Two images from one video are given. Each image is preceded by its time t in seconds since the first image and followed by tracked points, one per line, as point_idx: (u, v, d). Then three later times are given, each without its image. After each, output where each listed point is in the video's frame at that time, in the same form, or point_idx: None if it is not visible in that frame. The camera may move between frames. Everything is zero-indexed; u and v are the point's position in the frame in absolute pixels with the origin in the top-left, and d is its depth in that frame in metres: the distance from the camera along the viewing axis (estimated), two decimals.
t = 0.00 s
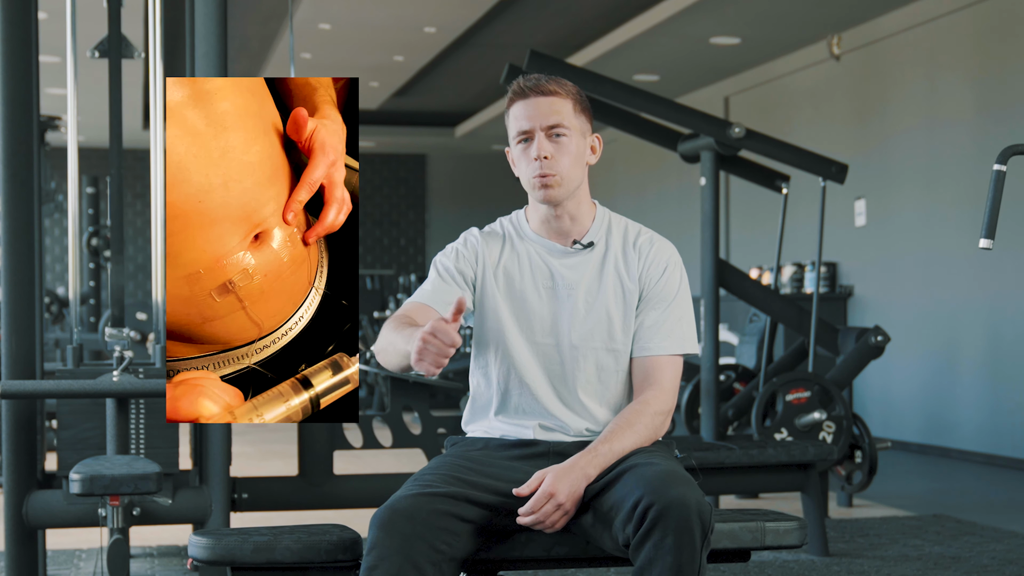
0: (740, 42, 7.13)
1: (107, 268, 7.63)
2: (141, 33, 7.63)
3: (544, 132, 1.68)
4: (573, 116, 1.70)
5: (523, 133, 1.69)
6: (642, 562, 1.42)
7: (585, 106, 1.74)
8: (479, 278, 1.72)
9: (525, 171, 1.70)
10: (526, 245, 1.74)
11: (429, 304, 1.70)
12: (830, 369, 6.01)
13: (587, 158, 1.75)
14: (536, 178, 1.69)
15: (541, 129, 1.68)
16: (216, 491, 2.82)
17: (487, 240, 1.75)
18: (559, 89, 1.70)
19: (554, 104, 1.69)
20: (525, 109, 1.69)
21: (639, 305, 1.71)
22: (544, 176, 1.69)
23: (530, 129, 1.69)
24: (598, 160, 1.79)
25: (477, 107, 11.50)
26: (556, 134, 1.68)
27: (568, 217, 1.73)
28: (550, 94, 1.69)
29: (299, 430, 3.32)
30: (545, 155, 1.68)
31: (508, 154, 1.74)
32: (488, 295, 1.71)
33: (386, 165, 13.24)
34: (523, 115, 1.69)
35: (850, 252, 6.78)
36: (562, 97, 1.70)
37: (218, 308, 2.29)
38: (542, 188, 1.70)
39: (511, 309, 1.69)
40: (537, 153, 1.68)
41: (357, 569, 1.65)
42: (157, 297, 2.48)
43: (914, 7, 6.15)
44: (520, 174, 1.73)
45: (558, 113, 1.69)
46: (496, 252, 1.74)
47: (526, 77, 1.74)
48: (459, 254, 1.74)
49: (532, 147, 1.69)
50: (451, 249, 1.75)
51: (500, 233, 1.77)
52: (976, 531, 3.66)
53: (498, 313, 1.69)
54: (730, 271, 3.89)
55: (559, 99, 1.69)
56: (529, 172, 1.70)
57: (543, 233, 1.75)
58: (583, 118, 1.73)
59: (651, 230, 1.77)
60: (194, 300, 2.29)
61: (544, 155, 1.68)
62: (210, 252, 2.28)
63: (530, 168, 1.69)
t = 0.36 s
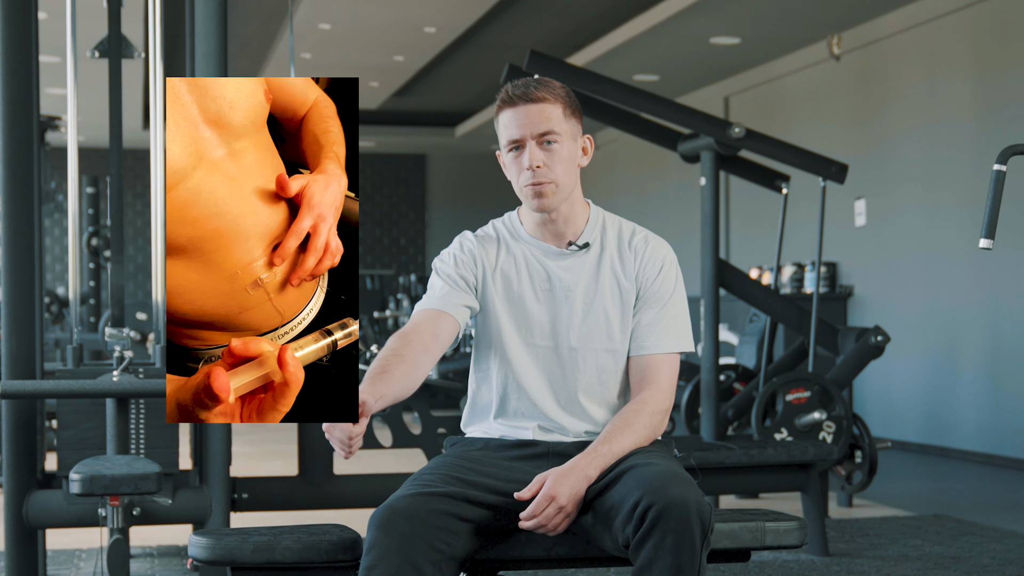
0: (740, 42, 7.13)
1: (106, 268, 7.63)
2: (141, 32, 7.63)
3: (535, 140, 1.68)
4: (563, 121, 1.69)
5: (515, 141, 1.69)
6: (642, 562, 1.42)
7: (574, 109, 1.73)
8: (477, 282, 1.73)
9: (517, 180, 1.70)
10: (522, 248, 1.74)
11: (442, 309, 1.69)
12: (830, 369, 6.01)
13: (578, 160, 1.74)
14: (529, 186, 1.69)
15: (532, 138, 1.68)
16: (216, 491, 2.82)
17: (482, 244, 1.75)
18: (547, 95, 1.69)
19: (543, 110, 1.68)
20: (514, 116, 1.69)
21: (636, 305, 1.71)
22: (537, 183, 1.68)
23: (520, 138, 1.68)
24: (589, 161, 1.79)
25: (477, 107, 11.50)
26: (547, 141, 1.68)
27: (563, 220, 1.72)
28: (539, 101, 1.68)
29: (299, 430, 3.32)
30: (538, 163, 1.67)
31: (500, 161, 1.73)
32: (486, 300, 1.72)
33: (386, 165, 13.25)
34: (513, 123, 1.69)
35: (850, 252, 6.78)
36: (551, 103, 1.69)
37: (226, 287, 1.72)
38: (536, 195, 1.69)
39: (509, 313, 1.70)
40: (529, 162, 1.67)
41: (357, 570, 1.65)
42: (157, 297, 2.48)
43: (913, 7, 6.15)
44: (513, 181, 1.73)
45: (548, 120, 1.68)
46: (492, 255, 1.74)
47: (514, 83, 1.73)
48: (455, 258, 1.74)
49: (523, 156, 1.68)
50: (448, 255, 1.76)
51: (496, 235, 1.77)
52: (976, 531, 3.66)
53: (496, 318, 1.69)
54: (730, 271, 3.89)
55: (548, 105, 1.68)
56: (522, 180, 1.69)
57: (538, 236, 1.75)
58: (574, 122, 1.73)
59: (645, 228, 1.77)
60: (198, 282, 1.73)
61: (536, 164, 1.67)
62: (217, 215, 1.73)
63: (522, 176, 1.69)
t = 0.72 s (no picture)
0: (740, 42, 7.13)
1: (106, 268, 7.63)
2: (141, 32, 7.63)
3: (534, 140, 1.67)
4: (562, 121, 1.69)
5: (513, 141, 1.68)
6: (641, 562, 1.42)
7: (573, 109, 1.73)
8: (475, 284, 1.73)
9: (516, 179, 1.70)
10: (519, 248, 1.74)
11: (440, 313, 1.69)
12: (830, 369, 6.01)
13: (577, 160, 1.74)
14: (527, 186, 1.69)
15: (530, 137, 1.67)
16: (216, 491, 2.82)
17: (480, 246, 1.75)
18: (546, 95, 1.69)
19: (541, 110, 1.68)
20: (513, 116, 1.68)
21: (635, 304, 1.71)
22: (535, 184, 1.68)
23: (518, 138, 1.68)
24: (588, 161, 1.79)
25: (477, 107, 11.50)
26: (546, 141, 1.68)
27: (561, 220, 1.72)
28: (538, 101, 1.68)
29: (299, 430, 3.32)
30: (536, 163, 1.67)
31: (498, 161, 1.73)
32: (484, 302, 1.72)
33: (386, 165, 13.24)
34: (511, 123, 1.69)
35: (850, 252, 6.78)
36: (549, 102, 1.69)
37: (236, 299, 1.65)
38: (535, 195, 1.69)
39: (507, 315, 1.70)
40: (527, 162, 1.67)
41: (357, 570, 1.65)
42: (157, 298, 2.48)
43: (913, 7, 6.15)
44: (512, 181, 1.73)
45: (547, 119, 1.68)
46: (491, 256, 1.74)
47: (512, 83, 1.73)
48: (454, 260, 1.74)
49: (521, 156, 1.68)
50: (447, 258, 1.76)
51: (494, 236, 1.77)
52: (976, 531, 3.66)
53: (494, 319, 1.70)
54: (730, 272, 3.89)
55: (547, 105, 1.68)
56: (520, 179, 1.69)
57: (536, 236, 1.75)
58: (572, 122, 1.72)
59: (643, 228, 1.77)
60: (204, 292, 1.65)
61: (535, 164, 1.67)
62: (233, 231, 1.63)
63: (521, 176, 1.69)
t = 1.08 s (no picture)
0: (740, 42, 7.13)
1: (106, 268, 7.63)
2: (141, 32, 7.64)
3: (538, 136, 1.68)
4: (566, 117, 1.70)
5: (517, 137, 1.69)
6: (641, 562, 1.42)
7: (577, 109, 1.74)
8: (478, 281, 1.72)
9: (520, 174, 1.70)
10: (521, 245, 1.73)
11: (443, 312, 1.68)
12: (830, 369, 6.01)
13: (581, 158, 1.75)
14: (531, 181, 1.69)
15: (534, 132, 1.68)
16: (217, 491, 2.82)
17: (483, 242, 1.74)
18: (550, 92, 1.71)
19: (546, 106, 1.69)
20: (517, 112, 1.69)
21: (636, 304, 1.72)
22: (539, 178, 1.69)
23: (522, 133, 1.69)
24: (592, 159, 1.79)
25: (477, 107, 11.49)
26: (550, 137, 1.69)
27: (565, 217, 1.72)
28: (542, 97, 1.69)
29: (299, 430, 3.32)
30: (540, 158, 1.68)
31: (502, 157, 1.74)
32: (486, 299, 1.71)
33: (386, 165, 13.24)
34: (515, 119, 1.70)
35: (850, 252, 6.78)
36: (553, 100, 1.70)
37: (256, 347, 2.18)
38: (538, 190, 1.69)
39: (508, 313, 1.69)
40: (531, 157, 1.68)
41: (357, 570, 1.65)
42: (157, 297, 2.47)
43: (913, 7, 6.15)
44: (515, 178, 1.73)
45: (551, 116, 1.69)
46: (494, 253, 1.73)
47: (516, 82, 1.74)
48: (456, 257, 1.73)
49: (525, 152, 1.69)
50: (449, 255, 1.74)
51: (496, 233, 1.76)
52: (976, 531, 3.66)
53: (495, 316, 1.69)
54: (730, 272, 3.89)
55: (551, 101, 1.70)
56: (524, 175, 1.70)
57: (538, 234, 1.74)
58: (576, 121, 1.74)
59: (646, 228, 1.77)
60: (233, 338, 2.17)
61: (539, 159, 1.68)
62: (257, 292, 2.17)
63: (524, 171, 1.69)
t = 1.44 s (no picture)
0: (740, 42, 7.13)
1: (106, 268, 7.62)
2: (140, 32, 7.64)
3: (548, 134, 1.67)
4: (577, 116, 1.69)
5: (527, 135, 1.68)
6: (642, 562, 1.42)
7: (588, 107, 1.73)
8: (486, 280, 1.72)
9: (530, 173, 1.70)
10: (529, 244, 1.73)
11: (453, 322, 1.67)
12: (830, 369, 6.01)
13: (591, 157, 1.74)
14: (541, 179, 1.69)
15: (545, 131, 1.67)
16: (216, 491, 2.82)
17: (491, 240, 1.74)
18: (561, 90, 1.69)
19: (557, 105, 1.68)
20: (528, 110, 1.68)
21: (643, 305, 1.72)
22: (549, 177, 1.68)
23: (533, 131, 1.68)
24: (601, 158, 1.78)
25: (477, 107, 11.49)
26: (560, 135, 1.68)
27: (573, 216, 1.72)
28: (554, 95, 1.68)
29: (299, 430, 3.32)
30: (551, 156, 1.67)
31: (512, 155, 1.73)
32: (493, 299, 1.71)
33: (386, 165, 13.24)
34: (526, 117, 1.68)
35: (850, 252, 6.78)
36: (565, 98, 1.69)
37: (261, 332, 2.23)
38: (548, 189, 1.69)
39: (516, 313, 1.69)
40: (542, 155, 1.67)
41: (357, 570, 1.65)
42: (157, 298, 2.47)
43: (913, 7, 6.15)
44: (524, 176, 1.73)
45: (562, 114, 1.68)
46: (501, 252, 1.73)
47: (527, 79, 1.73)
48: (464, 256, 1.73)
49: (536, 149, 1.68)
50: (457, 254, 1.74)
51: (503, 231, 1.76)
52: (976, 531, 3.66)
53: (502, 316, 1.69)
54: (730, 272, 3.89)
55: (562, 100, 1.68)
56: (534, 173, 1.69)
57: (545, 232, 1.74)
58: (587, 118, 1.73)
59: (653, 230, 1.77)
60: (238, 324, 2.22)
61: (550, 157, 1.67)
62: (261, 277, 2.22)
63: (534, 169, 1.69)
